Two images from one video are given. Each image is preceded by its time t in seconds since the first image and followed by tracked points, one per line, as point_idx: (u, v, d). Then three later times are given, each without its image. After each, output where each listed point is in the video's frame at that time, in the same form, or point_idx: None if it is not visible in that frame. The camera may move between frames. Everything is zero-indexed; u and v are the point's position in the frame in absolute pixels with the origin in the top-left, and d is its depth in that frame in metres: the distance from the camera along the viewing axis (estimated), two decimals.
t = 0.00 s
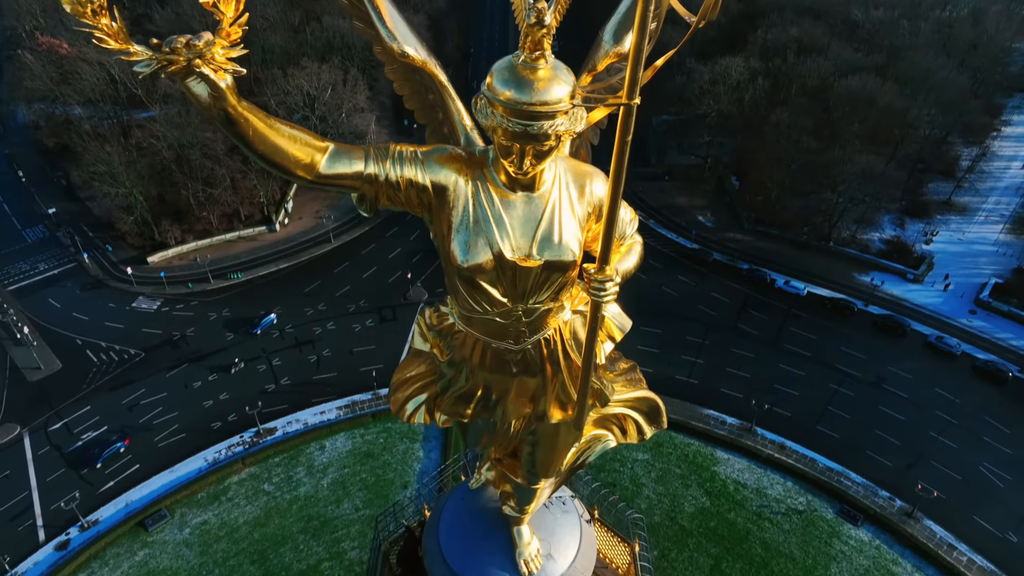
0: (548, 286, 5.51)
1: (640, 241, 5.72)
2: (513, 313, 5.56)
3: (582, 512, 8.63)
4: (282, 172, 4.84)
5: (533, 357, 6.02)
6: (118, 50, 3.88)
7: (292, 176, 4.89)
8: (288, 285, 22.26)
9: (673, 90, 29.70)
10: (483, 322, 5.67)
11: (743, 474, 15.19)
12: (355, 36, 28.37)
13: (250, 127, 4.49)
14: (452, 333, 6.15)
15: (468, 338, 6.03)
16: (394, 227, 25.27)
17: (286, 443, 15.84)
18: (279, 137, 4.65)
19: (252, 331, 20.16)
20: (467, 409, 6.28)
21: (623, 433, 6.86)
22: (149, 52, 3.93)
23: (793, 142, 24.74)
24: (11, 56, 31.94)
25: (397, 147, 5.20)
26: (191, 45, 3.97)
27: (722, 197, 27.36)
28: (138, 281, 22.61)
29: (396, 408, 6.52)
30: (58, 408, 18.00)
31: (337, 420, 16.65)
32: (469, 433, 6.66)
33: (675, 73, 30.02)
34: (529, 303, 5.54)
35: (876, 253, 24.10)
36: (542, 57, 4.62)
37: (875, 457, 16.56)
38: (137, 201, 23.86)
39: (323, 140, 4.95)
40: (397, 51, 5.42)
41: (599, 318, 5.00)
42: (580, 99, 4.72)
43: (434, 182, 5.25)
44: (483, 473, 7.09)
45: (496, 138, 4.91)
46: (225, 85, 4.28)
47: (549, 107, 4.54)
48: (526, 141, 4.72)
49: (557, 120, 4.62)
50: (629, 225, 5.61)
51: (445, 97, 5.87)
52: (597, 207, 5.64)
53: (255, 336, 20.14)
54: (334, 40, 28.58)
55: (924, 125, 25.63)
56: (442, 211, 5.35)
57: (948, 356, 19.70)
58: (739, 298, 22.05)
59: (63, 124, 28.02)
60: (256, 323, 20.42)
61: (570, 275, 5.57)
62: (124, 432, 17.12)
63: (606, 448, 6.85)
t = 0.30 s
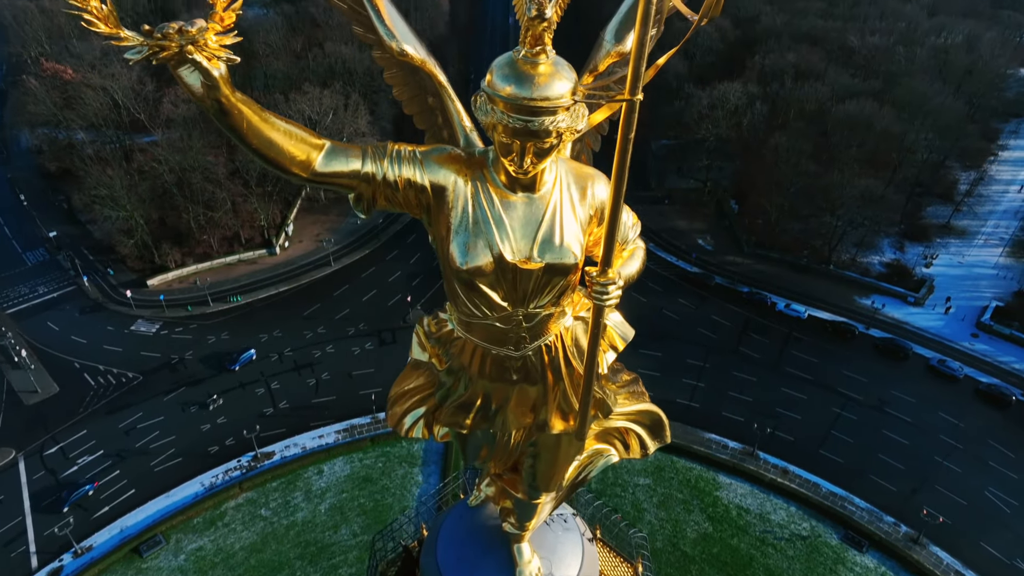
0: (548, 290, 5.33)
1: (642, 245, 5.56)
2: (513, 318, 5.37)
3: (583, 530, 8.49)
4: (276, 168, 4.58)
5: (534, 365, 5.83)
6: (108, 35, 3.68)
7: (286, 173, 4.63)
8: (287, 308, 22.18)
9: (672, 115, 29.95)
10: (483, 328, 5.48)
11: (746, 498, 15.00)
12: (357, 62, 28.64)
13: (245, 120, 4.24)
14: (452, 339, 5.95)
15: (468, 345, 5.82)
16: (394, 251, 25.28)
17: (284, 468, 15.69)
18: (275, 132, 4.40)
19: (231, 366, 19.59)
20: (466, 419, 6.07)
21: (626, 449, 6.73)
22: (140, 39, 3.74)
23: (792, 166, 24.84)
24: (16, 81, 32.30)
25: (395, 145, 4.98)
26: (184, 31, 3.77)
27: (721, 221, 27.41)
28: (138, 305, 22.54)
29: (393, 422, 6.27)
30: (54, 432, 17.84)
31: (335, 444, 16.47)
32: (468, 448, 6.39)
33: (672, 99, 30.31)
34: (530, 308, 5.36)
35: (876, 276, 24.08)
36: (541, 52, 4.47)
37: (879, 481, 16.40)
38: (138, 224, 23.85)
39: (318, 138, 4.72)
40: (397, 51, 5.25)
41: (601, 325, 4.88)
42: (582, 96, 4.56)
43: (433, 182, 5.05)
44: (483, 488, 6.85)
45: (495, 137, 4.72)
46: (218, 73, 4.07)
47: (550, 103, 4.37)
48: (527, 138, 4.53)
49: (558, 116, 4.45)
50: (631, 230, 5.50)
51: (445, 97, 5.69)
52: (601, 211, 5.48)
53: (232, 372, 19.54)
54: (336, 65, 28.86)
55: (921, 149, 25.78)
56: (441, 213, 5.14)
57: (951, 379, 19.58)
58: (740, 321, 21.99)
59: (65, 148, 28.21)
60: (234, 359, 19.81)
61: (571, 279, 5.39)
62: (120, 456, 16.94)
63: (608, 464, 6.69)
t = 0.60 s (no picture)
0: (550, 295, 5.13)
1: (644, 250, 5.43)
2: (514, 324, 5.15)
3: (586, 553, 8.31)
4: (269, 164, 4.38)
5: (535, 376, 5.60)
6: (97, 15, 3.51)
7: (279, 168, 4.44)
8: (286, 337, 22.07)
9: (671, 144, 30.21)
10: (483, 335, 5.25)
11: (750, 529, 14.76)
12: (359, 92, 28.90)
13: (239, 111, 4.05)
14: (451, 348, 5.71)
15: (466, 354, 5.61)
16: (394, 279, 25.24)
17: (281, 498, 15.47)
18: (270, 126, 4.21)
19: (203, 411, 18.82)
20: (465, 432, 5.88)
21: (628, 467, 6.62)
22: (131, 22, 3.55)
23: (790, 195, 24.94)
24: (21, 112, 32.64)
25: (393, 144, 4.81)
26: (177, 15, 3.58)
27: (721, 250, 27.42)
28: (137, 333, 22.43)
29: (391, 439, 6.08)
30: (48, 461, 17.64)
31: (333, 474, 16.24)
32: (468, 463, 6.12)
33: (671, 129, 30.58)
34: (531, 313, 5.14)
35: (877, 304, 24.02)
36: (542, 48, 4.38)
37: (884, 512, 16.16)
38: (139, 252, 23.82)
39: (315, 134, 4.55)
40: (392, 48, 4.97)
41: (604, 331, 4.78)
42: (584, 93, 4.43)
43: (432, 183, 4.88)
44: (483, 508, 6.67)
45: (494, 138, 4.60)
46: (213, 62, 3.85)
47: (552, 98, 4.25)
48: (527, 137, 4.40)
49: (559, 112, 4.32)
50: (633, 236, 5.41)
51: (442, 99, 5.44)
52: (602, 216, 5.29)
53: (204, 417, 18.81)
54: (337, 96, 29.09)
55: (919, 179, 25.91)
56: (439, 214, 4.97)
57: (955, 408, 19.41)
58: (741, 349, 21.88)
59: (67, 177, 28.35)
60: (207, 403, 19.07)
61: (573, 284, 5.20)
62: (115, 486, 16.73)
63: (611, 482, 6.59)
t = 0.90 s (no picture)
0: (552, 299, 4.85)
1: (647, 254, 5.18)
2: (514, 329, 4.87)
3: None
4: (264, 159, 4.16)
5: (538, 387, 5.29)
6: None
7: (274, 165, 4.21)
8: (284, 366, 21.90)
9: (670, 175, 30.40)
10: (481, 340, 4.96)
11: (754, 563, 14.50)
12: (360, 123, 29.07)
13: (234, 102, 3.83)
14: (450, 356, 5.39)
15: (466, 363, 5.28)
16: (394, 308, 25.14)
17: (278, 530, 15.22)
18: (266, 120, 4.00)
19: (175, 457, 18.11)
20: (464, 444, 5.49)
21: (633, 486, 6.24)
22: (123, 5, 3.39)
23: (790, 224, 25.00)
24: (25, 143, 32.93)
25: (391, 144, 4.56)
26: None
27: (721, 279, 27.37)
28: (135, 362, 22.28)
29: (387, 458, 5.77)
30: (42, 493, 17.39)
31: (330, 505, 15.99)
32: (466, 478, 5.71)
33: (670, 159, 30.79)
34: (531, 318, 4.87)
35: (878, 333, 23.91)
36: (542, 44, 4.22)
37: (891, 545, 15.92)
38: (139, 282, 23.71)
39: (311, 131, 4.32)
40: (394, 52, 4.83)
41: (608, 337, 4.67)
42: (586, 89, 4.26)
43: (431, 184, 4.62)
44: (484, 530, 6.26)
45: (494, 138, 4.42)
46: (208, 46, 3.68)
47: (553, 94, 4.08)
48: (530, 133, 4.20)
49: (561, 108, 4.15)
50: (637, 243, 5.09)
51: (440, 103, 5.24)
52: (605, 224, 4.97)
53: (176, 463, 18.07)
54: (339, 126, 29.30)
55: (917, 209, 26.04)
56: (437, 216, 4.70)
57: (959, 438, 19.21)
58: (743, 378, 21.73)
59: (70, 207, 28.50)
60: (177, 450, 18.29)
61: (575, 288, 4.93)
62: (109, 518, 16.49)
63: (614, 502, 6.23)
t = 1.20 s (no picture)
0: (555, 302, 4.49)
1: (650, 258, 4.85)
2: (515, 334, 4.51)
3: None
4: (259, 154, 3.93)
5: (539, 396, 4.84)
6: None
7: (270, 162, 3.98)
8: (282, 393, 21.71)
9: (669, 201, 30.51)
10: (482, 346, 4.60)
11: None
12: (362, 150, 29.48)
13: (230, 93, 3.62)
14: (451, 363, 4.94)
15: (465, 369, 4.86)
16: (394, 333, 25.02)
17: (274, 560, 15.02)
18: (263, 113, 3.77)
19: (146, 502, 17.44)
20: (464, 454, 4.97)
21: (636, 503, 5.76)
22: None
23: (790, 249, 25.02)
24: (28, 170, 33.15)
25: (392, 142, 4.33)
26: None
27: (721, 305, 27.23)
28: (133, 388, 22.11)
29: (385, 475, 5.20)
30: (35, 521, 17.16)
31: (328, 534, 15.78)
32: (466, 494, 5.20)
33: (670, 186, 30.90)
34: (532, 322, 4.50)
35: (879, 360, 23.77)
36: (545, 38, 3.99)
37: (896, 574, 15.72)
38: (138, 308, 23.59)
39: (311, 128, 4.10)
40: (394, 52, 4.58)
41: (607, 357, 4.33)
42: (590, 85, 4.02)
43: (431, 185, 4.36)
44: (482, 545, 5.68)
45: (494, 137, 4.17)
46: (206, 36, 3.45)
47: (555, 90, 3.86)
48: (531, 130, 3.95)
49: (563, 104, 3.93)
50: (638, 247, 4.78)
51: (441, 107, 4.98)
52: (607, 227, 4.63)
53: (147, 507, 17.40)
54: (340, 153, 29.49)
55: (916, 236, 26.13)
56: (437, 218, 4.41)
57: (965, 466, 19.00)
58: (744, 405, 21.57)
59: (71, 234, 28.58)
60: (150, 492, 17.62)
61: (578, 293, 4.58)
62: (103, 548, 16.27)
63: (617, 518, 5.70)
